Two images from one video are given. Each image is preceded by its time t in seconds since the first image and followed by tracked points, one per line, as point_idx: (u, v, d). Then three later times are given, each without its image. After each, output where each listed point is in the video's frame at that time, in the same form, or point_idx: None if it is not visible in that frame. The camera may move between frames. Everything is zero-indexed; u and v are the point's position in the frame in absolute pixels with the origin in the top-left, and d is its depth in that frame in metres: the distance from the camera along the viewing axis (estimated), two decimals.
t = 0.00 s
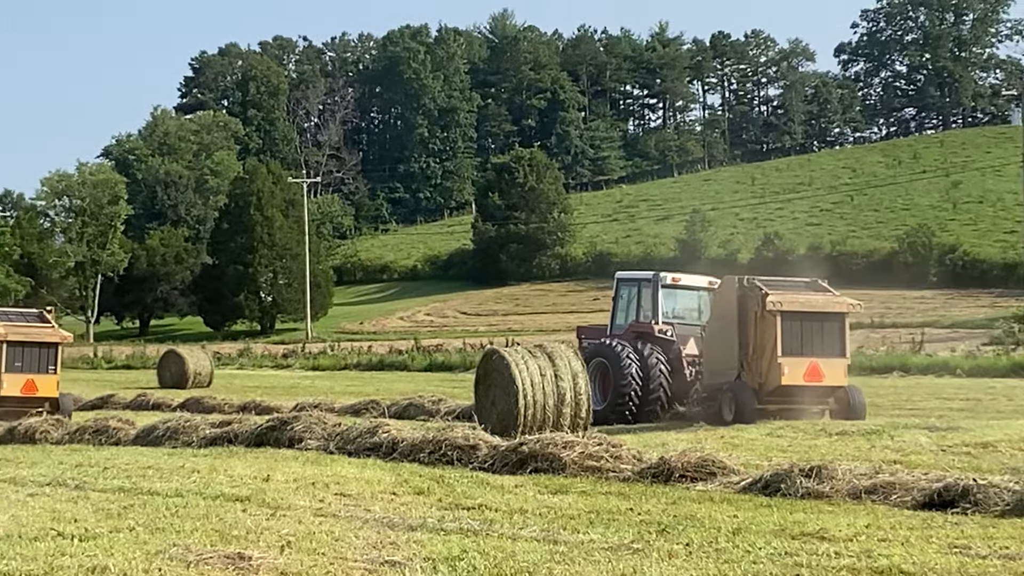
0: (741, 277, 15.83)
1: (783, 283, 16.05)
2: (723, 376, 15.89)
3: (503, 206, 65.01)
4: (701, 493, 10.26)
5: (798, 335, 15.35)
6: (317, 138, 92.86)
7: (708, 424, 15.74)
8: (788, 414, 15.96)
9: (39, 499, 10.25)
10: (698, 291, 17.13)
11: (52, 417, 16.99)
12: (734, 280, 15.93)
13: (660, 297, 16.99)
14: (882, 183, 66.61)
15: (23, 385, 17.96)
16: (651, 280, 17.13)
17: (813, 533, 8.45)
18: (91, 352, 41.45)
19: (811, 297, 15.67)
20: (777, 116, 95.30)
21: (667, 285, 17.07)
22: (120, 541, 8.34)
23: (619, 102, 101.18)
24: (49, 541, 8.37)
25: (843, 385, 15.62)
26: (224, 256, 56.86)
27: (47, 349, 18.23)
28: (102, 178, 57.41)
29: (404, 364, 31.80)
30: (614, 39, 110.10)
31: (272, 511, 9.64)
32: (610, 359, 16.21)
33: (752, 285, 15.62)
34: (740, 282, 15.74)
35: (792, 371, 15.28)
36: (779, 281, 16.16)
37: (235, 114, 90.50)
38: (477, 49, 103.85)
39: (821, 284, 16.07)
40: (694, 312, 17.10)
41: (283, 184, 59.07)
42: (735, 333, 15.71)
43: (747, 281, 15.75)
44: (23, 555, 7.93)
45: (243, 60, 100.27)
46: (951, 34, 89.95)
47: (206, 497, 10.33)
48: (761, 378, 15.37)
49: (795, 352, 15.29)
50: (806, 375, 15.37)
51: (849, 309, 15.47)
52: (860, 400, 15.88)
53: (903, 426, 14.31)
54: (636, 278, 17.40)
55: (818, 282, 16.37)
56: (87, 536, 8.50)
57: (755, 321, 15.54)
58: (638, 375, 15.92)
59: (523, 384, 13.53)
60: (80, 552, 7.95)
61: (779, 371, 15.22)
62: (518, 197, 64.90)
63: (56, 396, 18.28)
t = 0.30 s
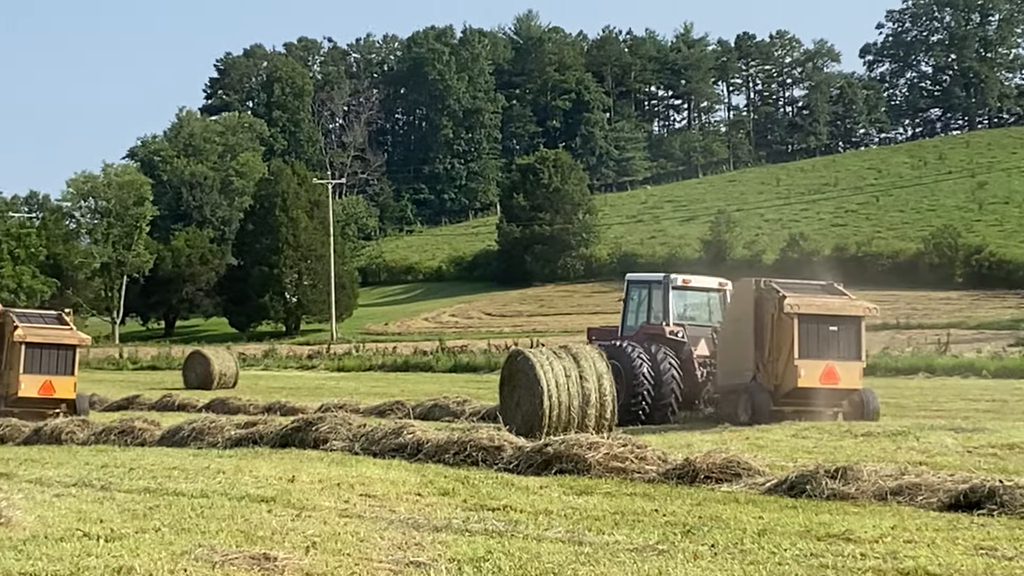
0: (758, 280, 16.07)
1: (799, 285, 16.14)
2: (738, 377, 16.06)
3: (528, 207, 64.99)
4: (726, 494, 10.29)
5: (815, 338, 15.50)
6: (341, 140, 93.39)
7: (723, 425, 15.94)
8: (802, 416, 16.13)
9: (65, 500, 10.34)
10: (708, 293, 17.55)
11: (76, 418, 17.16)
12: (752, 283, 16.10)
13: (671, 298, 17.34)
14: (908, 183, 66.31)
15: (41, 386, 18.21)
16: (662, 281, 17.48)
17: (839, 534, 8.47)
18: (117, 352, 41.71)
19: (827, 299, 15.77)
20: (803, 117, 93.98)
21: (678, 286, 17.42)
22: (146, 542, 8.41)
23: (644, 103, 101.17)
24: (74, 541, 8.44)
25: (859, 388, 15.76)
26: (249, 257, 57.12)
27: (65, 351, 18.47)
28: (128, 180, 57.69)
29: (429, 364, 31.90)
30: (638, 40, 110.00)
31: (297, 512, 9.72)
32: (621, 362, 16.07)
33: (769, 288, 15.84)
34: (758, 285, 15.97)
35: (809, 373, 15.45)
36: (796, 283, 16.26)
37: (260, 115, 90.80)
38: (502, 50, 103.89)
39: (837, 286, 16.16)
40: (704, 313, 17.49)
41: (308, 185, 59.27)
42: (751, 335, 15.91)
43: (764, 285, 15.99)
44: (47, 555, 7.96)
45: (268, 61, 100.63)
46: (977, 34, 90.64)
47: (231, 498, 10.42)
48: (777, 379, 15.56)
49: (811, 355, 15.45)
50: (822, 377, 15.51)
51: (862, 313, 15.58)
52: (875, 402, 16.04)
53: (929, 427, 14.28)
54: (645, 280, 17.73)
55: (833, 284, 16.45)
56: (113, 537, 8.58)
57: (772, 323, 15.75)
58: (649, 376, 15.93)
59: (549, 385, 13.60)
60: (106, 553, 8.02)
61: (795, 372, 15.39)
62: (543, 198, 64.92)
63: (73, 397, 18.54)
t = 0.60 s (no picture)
0: (771, 282, 16.13)
1: (812, 287, 16.22)
2: (750, 378, 16.12)
3: (552, 208, 64.97)
4: (752, 496, 10.31)
5: (828, 339, 15.58)
6: (365, 141, 93.84)
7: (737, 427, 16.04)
8: (814, 417, 16.24)
9: (90, 500, 10.45)
10: (719, 293, 17.68)
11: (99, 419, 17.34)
12: (764, 285, 16.20)
13: (681, 299, 17.46)
14: (934, 184, 66.04)
15: (59, 387, 18.41)
16: (672, 282, 17.59)
17: (864, 536, 8.50)
18: (143, 353, 41.96)
19: (840, 302, 15.86)
20: (828, 117, 93.07)
21: (687, 287, 17.55)
22: (171, 542, 8.48)
23: (669, 104, 101.34)
24: (100, 541, 8.51)
25: (870, 390, 15.85)
26: (273, 258, 57.38)
27: (83, 351, 18.64)
28: (153, 181, 57.70)
29: (454, 365, 31.98)
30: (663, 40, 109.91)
31: (321, 513, 9.79)
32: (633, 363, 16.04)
33: (782, 290, 15.92)
34: (770, 287, 16.05)
35: (821, 375, 15.56)
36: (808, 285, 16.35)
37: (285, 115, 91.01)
38: (526, 51, 103.87)
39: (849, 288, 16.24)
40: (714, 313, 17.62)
41: (332, 186, 59.46)
42: (763, 338, 16.00)
43: (776, 287, 16.06)
44: (72, 555, 8.03)
45: (293, 63, 101.02)
46: (1002, 35, 91.35)
47: (255, 499, 10.51)
48: (790, 382, 15.65)
49: (824, 357, 15.55)
50: (835, 379, 15.62)
51: (875, 316, 15.67)
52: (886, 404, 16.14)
53: (953, 428, 14.27)
54: (656, 281, 17.86)
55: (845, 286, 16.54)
56: (138, 537, 8.66)
57: (785, 326, 15.81)
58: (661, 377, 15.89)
59: (573, 386, 13.67)
60: (131, 554, 8.08)
61: (808, 375, 15.49)
62: (567, 198, 64.91)
63: (91, 397, 18.69)
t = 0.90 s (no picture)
0: (783, 284, 16.25)
1: (824, 289, 16.30)
2: (763, 378, 16.23)
3: (575, 208, 64.97)
4: (775, 496, 10.36)
5: (840, 341, 15.64)
6: (388, 141, 94.27)
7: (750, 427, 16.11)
8: (826, 418, 16.32)
9: (114, 500, 10.56)
10: (727, 293, 17.76)
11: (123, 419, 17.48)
12: (776, 286, 16.33)
13: (690, 301, 17.51)
14: (958, 185, 65.77)
15: (80, 387, 18.56)
16: (681, 283, 17.64)
17: (888, 537, 8.53)
18: (166, 353, 42.20)
19: (853, 304, 15.92)
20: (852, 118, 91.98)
21: (696, 289, 17.57)
22: (195, 543, 8.56)
23: (692, 105, 101.32)
24: (124, 542, 8.60)
25: (882, 391, 15.90)
26: (297, 259, 57.63)
27: (103, 351, 18.78)
28: (176, 182, 58.37)
29: (476, 366, 32.05)
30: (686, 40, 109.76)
31: (345, 514, 9.87)
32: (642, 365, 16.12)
33: (794, 292, 16.01)
34: (783, 288, 16.15)
35: (834, 377, 15.62)
36: (820, 287, 16.41)
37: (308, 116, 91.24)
38: (550, 52, 103.72)
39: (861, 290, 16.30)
40: (722, 313, 17.70)
41: (356, 187, 59.65)
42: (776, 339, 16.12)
43: (789, 288, 16.16)
44: (96, 555, 8.12)
45: (316, 63, 101.35)
46: None
47: (278, 499, 10.61)
48: (803, 382, 15.72)
49: (837, 358, 15.62)
50: (847, 381, 15.67)
51: (889, 318, 15.69)
52: (898, 406, 16.19)
53: (976, 429, 14.26)
54: (665, 282, 17.93)
55: (857, 288, 16.61)
56: (162, 537, 8.75)
57: (798, 326, 15.91)
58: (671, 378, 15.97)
59: (596, 387, 13.73)
60: (156, 554, 8.17)
61: (821, 376, 15.58)
62: (591, 199, 64.86)
63: (113, 397, 18.85)
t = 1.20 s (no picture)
0: (793, 287, 16.51)
1: (834, 291, 16.56)
2: (772, 380, 16.45)
3: (596, 209, 64.91)
4: (797, 497, 10.40)
5: (851, 344, 15.86)
6: (410, 141, 94.58)
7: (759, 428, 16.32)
8: (836, 420, 16.52)
9: (136, 501, 10.67)
10: (734, 294, 17.92)
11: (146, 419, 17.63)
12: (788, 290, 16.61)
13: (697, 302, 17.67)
14: (980, 185, 65.56)
15: (104, 387, 18.71)
16: (688, 285, 17.83)
17: (910, 538, 8.56)
18: (189, 354, 42.42)
19: (864, 307, 16.12)
20: (873, 119, 91.35)
21: (703, 290, 17.76)
22: (218, 543, 8.65)
23: (714, 105, 101.29)
24: (147, 542, 8.70)
25: (892, 393, 16.05)
26: (319, 259, 57.85)
27: (127, 352, 18.91)
28: (198, 183, 58.47)
29: (498, 367, 32.14)
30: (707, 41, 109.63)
31: (367, 515, 9.95)
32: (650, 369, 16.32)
33: (805, 295, 16.28)
34: (793, 292, 16.42)
35: (844, 379, 15.83)
36: (829, 289, 16.68)
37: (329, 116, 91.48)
38: (571, 53, 103.65)
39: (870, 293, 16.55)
40: (729, 315, 17.84)
41: (377, 187, 59.87)
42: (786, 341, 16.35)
43: (799, 292, 16.42)
44: (119, 556, 8.23)
45: (338, 64, 101.60)
46: None
47: (301, 499, 10.71)
48: (813, 384, 15.97)
49: (847, 360, 15.83)
50: (857, 383, 15.88)
51: (897, 320, 15.94)
52: (908, 408, 16.35)
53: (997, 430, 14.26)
54: (672, 283, 18.10)
55: (867, 291, 16.87)
56: (184, 537, 8.85)
57: (808, 329, 16.16)
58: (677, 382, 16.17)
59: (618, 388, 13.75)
60: (177, 554, 8.26)
61: (831, 379, 15.80)
62: (612, 199, 64.77)
63: (136, 398, 19.00)
